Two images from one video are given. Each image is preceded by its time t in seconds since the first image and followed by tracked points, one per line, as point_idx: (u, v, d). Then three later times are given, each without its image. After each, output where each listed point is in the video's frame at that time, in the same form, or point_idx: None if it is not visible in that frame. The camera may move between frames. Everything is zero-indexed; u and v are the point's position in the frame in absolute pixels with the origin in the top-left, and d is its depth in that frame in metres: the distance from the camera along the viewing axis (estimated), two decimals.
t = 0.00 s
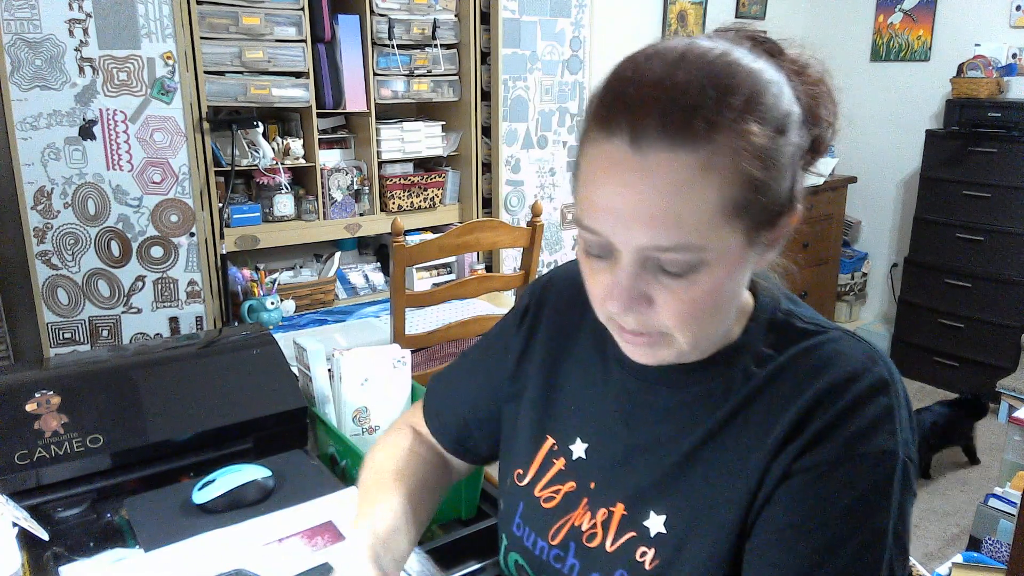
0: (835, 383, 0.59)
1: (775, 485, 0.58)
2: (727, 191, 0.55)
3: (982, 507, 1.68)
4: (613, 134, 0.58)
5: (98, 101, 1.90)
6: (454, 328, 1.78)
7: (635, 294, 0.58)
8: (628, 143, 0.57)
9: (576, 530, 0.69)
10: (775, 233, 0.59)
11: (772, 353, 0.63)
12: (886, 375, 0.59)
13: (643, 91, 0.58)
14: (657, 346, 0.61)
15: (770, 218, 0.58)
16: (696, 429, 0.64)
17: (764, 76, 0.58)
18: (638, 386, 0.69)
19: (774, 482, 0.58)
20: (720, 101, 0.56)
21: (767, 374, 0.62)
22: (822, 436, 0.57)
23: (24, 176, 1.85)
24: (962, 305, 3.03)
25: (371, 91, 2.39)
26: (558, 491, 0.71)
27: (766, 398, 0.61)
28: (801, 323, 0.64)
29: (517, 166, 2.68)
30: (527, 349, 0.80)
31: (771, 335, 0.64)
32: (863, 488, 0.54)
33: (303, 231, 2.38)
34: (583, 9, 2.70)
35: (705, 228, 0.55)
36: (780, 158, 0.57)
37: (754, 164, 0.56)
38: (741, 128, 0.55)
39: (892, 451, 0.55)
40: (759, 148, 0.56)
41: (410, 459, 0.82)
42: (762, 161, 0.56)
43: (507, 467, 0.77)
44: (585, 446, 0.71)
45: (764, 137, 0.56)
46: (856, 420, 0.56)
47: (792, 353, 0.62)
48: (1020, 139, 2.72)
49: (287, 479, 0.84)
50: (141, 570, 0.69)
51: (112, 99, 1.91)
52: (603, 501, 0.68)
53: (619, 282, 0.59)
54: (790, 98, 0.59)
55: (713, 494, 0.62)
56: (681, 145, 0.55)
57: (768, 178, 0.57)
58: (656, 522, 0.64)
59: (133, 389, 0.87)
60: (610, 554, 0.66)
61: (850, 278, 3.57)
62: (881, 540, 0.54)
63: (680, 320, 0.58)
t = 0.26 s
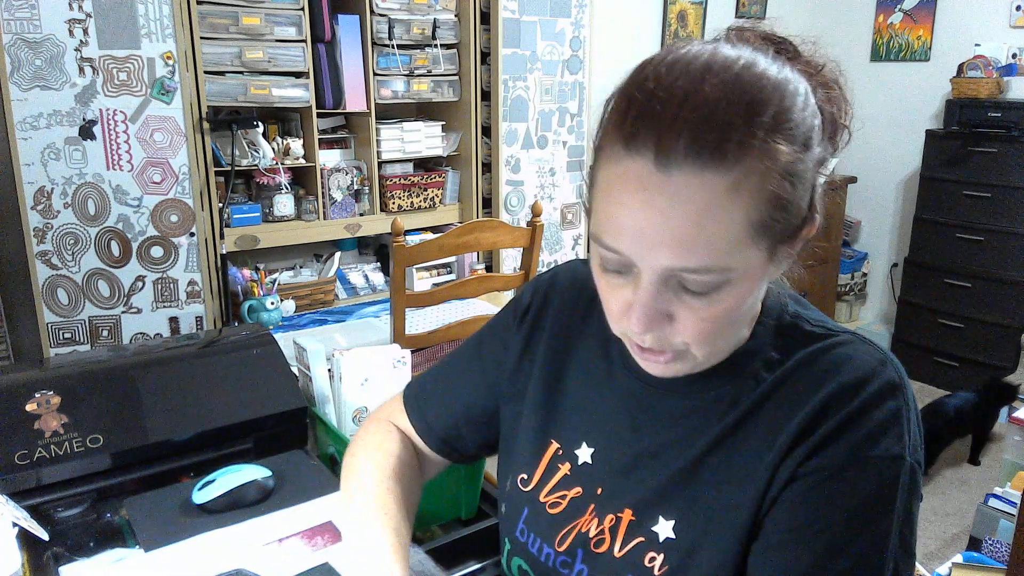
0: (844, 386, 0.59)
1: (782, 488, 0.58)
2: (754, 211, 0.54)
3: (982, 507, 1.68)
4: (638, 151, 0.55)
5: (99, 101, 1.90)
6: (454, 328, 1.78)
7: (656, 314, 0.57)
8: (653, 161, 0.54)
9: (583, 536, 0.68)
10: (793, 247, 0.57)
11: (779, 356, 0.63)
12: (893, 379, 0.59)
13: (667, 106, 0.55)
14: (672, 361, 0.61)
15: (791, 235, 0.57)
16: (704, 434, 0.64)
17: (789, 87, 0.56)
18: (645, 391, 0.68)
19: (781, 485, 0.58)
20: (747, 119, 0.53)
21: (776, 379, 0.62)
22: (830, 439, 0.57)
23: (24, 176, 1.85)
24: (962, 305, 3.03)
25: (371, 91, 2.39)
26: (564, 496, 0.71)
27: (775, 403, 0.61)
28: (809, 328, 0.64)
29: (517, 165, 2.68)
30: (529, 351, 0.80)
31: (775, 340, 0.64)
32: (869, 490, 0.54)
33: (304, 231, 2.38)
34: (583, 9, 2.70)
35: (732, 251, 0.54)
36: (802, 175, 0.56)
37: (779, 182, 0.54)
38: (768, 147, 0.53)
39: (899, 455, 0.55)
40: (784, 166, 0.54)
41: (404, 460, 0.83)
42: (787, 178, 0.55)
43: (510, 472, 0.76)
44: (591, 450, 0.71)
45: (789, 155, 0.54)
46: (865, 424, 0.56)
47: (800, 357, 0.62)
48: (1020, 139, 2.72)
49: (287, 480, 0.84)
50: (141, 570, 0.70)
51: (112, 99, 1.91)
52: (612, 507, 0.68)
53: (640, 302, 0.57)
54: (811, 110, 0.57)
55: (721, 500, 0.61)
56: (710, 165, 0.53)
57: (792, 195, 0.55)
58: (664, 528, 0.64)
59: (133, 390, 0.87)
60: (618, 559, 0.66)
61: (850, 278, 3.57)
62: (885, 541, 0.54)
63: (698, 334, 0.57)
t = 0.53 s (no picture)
0: (850, 391, 0.59)
1: (788, 495, 0.58)
2: (766, 220, 0.54)
3: (982, 507, 1.68)
4: (648, 158, 0.55)
5: (99, 101, 1.90)
6: (454, 328, 1.78)
7: (663, 322, 0.57)
8: (667, 170, 0.54)
9: (584, 541, 0.68)
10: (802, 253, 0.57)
11: (781, 360, 0.63)
12: (899, 383, 0.59)
13: (678, 112, 0.55)
14: (675, 365, 0.60)
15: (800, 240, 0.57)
16: (705, 440, 0.64)
17: (802, 93, 0.55)
18: (647, 394, 0.68)
19: (788, 492, 0.58)
20: (760, 126, 0.53)
21: (781, 383, 0.62)
22: (837, 444, 0.57)
23: (25, 176, 1.85)
24: (962, 305, 3.03)
25: (371, 91, 2.39)
26: (565, 501, 0.71)
27: (779, 407, 0.61)
28: (814, 330, 0.64)
29: (517, 165, 2.68)
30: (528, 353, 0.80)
31: (776, 343, 0.63)
32: (875, 496, 0.54)
33: (304, 231, 2.38)
34: (583, 8, 2.70)
35: (745, 260, 0.54)
36: (812, 179, 0.56)
37: (791, 189, 0.54)
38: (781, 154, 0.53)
39: (904, 460, 0.55)
40: (795, 172, 0.54)
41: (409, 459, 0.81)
42: (798, 184, 0.55)
43: (512, 475, 0.76)
44: (591, 454, 0.71)
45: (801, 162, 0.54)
46: (871, 430, 0.56)
47: (805, 360, 0.62)
48: (1020, 139, 2.72)
49: (287, 480, 0.84)
50: (141, 570, 0.69)
51: (112, 99, 1.91)
52: (613, 511, 0.68)
53: (647, 310, 0.57)
54: (819, 112, 0.56)
55: (725, 505, 0.62)
56: (725, 174, 0.53)
57: (802, 199, 0.55)
58: (666, 533, 0.64)
59: (133, 389, 0.87)
60: (620, 564, 0.66)
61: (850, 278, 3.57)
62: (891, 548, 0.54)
63: (703, 341, 0.57)
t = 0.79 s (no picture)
0: (851, 395, 0.58)
1: (787, 497, 0.58)
2: (739, 212, 0.53)
3: (982, 507, 1.68)
4: (630, 139, 0.56)
5: (99, 101, 1.90)
6: (454, 328, 1.78)
7: (635, 304, 0.57)
8: (643, 150, 0.55)
9: (582, 539, 0.68)
10: (793, 253, 0.57)
11: (780, 362, 0.62)
12: (901, 389, 0.59)
13: (667, 98, 0.55)
14: (651, 354, 0.60)
15: (785, 240, 0.55)
16: (703, 441, 0.64)
17: (798, 90, 0.54)
18: (646, 395, 0.68)
19: (786, 495, 0.58)
20: (744, 116, 0.53)
21: (780, 385, 0.61)
22: (837, 448, 0.57)
23: (25, 176, 1.86)
24: (962, 305, 3.03)
25: (371, 91, 2.39)
26: (563, 498, 0.71)
27: (779, 409, 0.61)
28: (816, 335, 0.64)
29: (517, 166, 2.68)
30: (527, 353, 0.80)
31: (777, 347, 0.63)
32: (874, 502, 0.55)
33: (304, 231, 2.38)
34: (583, 9, 2.70)
35: (713, 248, 0.53)
36: (803, 179, 0.54)
37: (774, 186, 0.53)
38: (763, 146, 0.53)
39: (905, 466, 0.55)
40: (779, 169, 0.53)
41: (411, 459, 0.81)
42: (784, 181, 0.53)
43: (513, 474, 0.76)
44: (591, 453, 0.71)
45: (786, 158, 0.53)
46: (873, 435, 0.56)
47: (805, 366, 0.61)
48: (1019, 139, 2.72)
49: (287, 480, 0.84)
50: (140, 570, 0.69)
51: (112, 99, 1.91)
52: (610, 511, 0.68)
53: (622, 294, 0.57)
54: (822, 113, 0.55)
55: (722, 506, 0.61)
56: (697, 159, 0.53)
57: (788, 198, 0.54)
58: (663, 534, 0.64)
59: (133, 389, 0.87)
60: (615, 563, 0.66)
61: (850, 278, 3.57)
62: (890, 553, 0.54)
63: (680, 333, 0.57)
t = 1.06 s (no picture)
0: (840, 391, 0.59)
1: (782, 497, 0.58)
2: (697, 187, 0.54)
3: (982, 507, 1.68)
4: (602, 111, 0.58)
5: (99, 101, 1.90)
6: (454, 328, 1.78)
7: (595, 275, 0.59)
8: (611, 120, 0.57)
9: (577, 539, 0.68)
10: (766, 243, 0.57)
11: (774, 360, 0.63)
12: (889, 385, 0.59)
13: (643, 76, 0.58)
14: (616, 332, 0.61)
15: (749, 224, 0.56)
16: (695, 439, 0.64)
17: (771, 80, 0.56)
18: (640, 394, 0.68)
19: (780, 497, 0.58)
20: (710, 93, 0.54)
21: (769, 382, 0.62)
22: (829, 446, 0.57)
23: (25, 176, 1.85)
24: (962, 305, 3.03)
25: (371, 91, 2.39)
26: (559, 498, 0.71)
27: (770, 407, 0.61)
28: (805, 331, 0.65)
29: (517, 166, 2.68)
30: (525, 353, 0.80)
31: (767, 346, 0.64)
32: (869, 502, 0.54)
33: (304, 231, 2.38)
34: (583, 9, 2.70)
35: (670, 219, 0.55)
36: (769, 164, 0.54)
37: (737, 167, 0.54)
38: (726, 124, 0.54)
39: (900, 461, 0.55)
40: (744, 150, 0.54)
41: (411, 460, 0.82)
42: (749, 163, 0.54)
43: (511, 474, 0.76)
44: (585, 453, 0.71)
45: (750, 139, 0.53)
46: (864, 431, 0.56)
47: (793, 363, 0.62)
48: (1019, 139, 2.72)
49: (287, 480, 0.84)
50: (140, 570, 0.69)
51: (112, 99, 1.91)
52: (605, 510, 0.67)
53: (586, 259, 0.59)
54: (799, 107, 0.56)
55: (717, 506, 0.61)
56: (657, 128, 0.55)
57: (751, 181, 0.54)
58: (657, 533, 0.64)
59: (133, 390, 0.87)
60: (610, 564, 0.65)
61: (850, 278, 3.57)
62: (890, 550, 0.54)
63: (643, 309, 0.57)
